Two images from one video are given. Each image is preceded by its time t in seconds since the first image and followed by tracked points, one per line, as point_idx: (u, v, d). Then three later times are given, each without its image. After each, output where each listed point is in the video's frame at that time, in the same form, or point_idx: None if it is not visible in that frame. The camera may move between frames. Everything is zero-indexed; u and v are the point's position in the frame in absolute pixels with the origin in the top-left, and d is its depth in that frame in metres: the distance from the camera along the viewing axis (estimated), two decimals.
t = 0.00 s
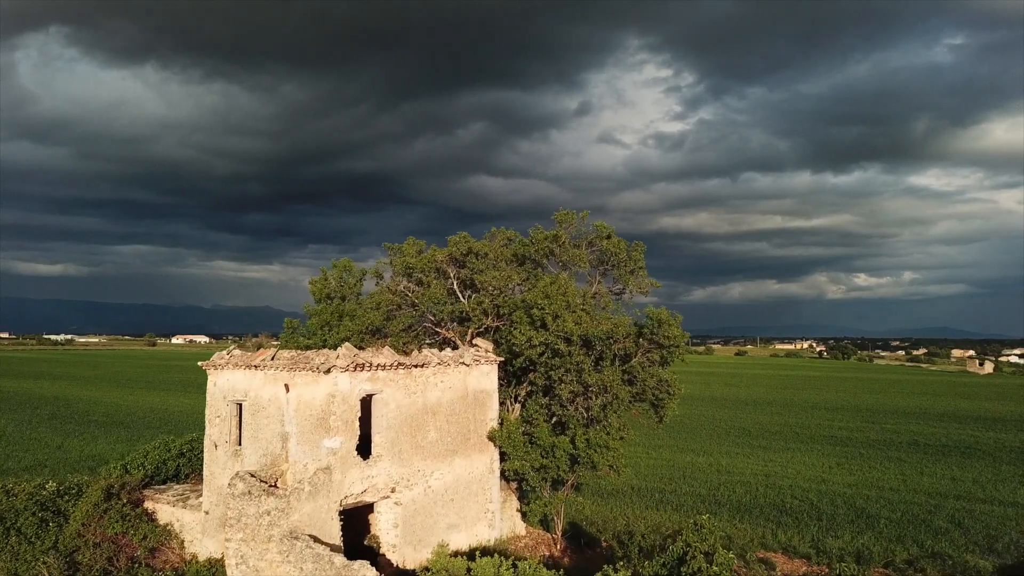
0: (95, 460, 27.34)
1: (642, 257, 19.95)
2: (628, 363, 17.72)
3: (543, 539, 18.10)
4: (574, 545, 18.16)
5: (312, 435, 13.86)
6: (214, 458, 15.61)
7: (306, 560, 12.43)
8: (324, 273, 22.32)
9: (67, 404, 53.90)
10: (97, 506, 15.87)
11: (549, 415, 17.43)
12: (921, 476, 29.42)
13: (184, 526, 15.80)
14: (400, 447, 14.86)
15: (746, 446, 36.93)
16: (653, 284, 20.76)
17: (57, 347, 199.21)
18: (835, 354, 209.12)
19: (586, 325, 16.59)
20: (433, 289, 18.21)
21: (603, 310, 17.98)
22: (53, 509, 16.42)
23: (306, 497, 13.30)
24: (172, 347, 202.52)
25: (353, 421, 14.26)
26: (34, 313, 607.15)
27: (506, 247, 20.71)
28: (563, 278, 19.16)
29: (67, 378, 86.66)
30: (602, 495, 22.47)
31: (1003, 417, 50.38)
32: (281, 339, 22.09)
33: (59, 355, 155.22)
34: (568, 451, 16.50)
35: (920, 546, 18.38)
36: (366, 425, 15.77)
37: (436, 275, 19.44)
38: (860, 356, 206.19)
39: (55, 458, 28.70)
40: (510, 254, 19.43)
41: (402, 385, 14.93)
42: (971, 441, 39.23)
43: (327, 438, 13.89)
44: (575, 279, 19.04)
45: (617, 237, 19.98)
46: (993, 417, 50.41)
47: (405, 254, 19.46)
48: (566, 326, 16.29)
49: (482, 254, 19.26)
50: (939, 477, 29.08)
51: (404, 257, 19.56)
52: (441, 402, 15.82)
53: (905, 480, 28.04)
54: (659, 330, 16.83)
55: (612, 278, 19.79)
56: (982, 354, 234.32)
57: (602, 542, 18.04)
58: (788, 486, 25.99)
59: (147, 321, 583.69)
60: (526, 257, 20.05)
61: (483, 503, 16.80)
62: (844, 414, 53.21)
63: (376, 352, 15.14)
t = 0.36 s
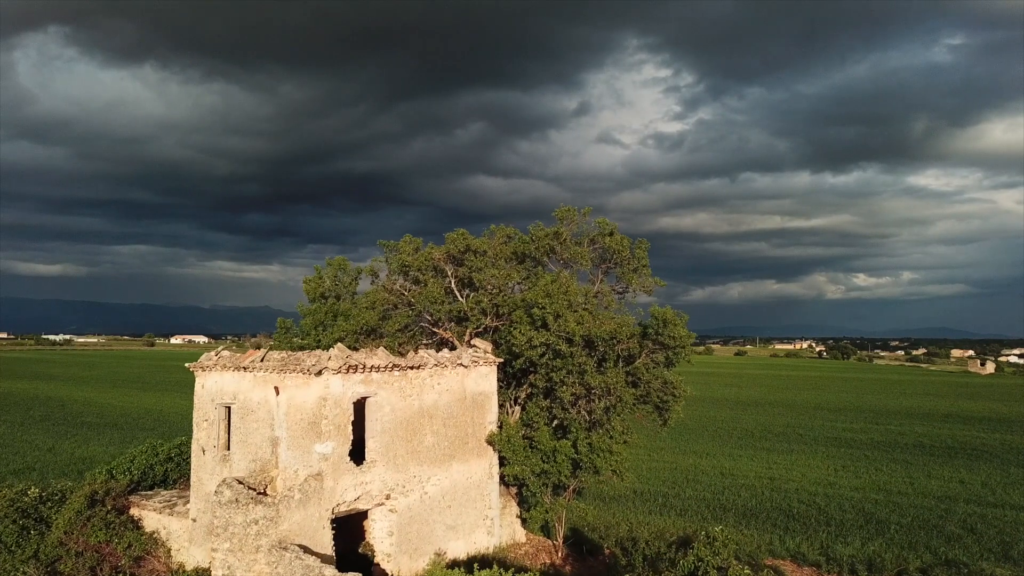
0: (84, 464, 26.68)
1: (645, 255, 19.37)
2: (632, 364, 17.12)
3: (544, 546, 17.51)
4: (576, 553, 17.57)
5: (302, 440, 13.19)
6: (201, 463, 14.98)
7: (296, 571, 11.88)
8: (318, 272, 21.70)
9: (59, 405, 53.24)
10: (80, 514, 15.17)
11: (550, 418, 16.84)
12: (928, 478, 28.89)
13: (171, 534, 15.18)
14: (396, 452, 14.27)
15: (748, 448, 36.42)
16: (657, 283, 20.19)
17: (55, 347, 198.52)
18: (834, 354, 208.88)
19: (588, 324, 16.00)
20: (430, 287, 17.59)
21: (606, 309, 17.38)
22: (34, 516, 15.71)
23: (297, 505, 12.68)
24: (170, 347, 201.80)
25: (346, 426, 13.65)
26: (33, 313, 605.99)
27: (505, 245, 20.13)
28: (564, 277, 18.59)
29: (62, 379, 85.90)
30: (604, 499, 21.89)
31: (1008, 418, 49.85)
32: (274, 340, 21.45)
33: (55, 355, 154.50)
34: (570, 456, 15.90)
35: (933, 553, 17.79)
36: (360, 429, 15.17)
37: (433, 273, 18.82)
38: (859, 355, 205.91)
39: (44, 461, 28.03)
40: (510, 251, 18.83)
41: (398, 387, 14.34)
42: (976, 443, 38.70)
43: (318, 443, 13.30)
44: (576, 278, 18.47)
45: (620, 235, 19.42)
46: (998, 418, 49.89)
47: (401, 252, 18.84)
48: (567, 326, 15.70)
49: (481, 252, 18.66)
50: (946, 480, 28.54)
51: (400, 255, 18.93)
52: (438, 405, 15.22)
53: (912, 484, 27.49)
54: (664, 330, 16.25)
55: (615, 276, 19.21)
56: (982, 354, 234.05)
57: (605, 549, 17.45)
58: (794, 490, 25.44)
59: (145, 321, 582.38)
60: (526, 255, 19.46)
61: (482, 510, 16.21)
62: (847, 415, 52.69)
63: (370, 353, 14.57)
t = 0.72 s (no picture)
0: (75, 469, 26.11)
1: (650, 254, 18.74)
2: (636, 367, 16.51)
3: (545, 556, 16.92)
4: (579, 563, 16.98)
5: (293, 448, 12.65)
6: (188, 471, 14.40)
7: None
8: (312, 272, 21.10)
9: (52, 407, 52.59)
10: (62, 523, 14.62)
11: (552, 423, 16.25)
12: (937, 483, 28.28)
13: (157, 544, 14.60)
14: (391, 459, 13.69)
15: (752, 450, 35.83)
16: (662, 283, 19.56)
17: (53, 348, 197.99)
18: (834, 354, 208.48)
19: (591, 326, 15.41)
20: (427, 287, 16.99)
21: (609, 311, 16.77)
22: (15, 526, 15.12)
23: (286, 516, 12.08)
24: (169, 348, 201.22)
25: (338, 433, 13.04)
26: (31, 313, 605.13)
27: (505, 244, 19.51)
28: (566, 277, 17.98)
29: (58, 380, 85.23)
30: (607, 505, 21.30)
31: (1014, 420, 49.26)
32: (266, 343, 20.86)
33: (53, 356, 153.97)
34: (572, 463, 15.31)
35: (947, 563, 17.19)
36: (354, 435, 14.58)
37: (430, 273, 18.20)
38: (860, 356, 205.60)
39: (34, 466, 27.46)
40: (510, 250, 18.22)
41: (393, 392, 13.78)
42: (984, 446, 38.09)
43: (309, 452, 12.70)
44: (579, 278, 17.84)
45: (624, 233, 18.77)
46: (1004, 420, 49.28)
47: (397, 251, 18.24)
48: (570, 328, 15.13)
49: (480, 252, 18.05)
50: (956, 485, 27.92)
51: (397, 254, 18.32)
52: (434, 410, 14.64)
53: (921, 489, 26.89)
54: (671, 332, 15.65)
55: (618, 276, 18.56)
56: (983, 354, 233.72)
57: (608, 559, 16.84)
58: (800, 495, 24.88)
59: (144, 321, 581.14)
60: (527, 255, 18.84)
61: (481, 519, 15.62)
62: (850, 417, 52.12)
63: (364, 357, 14.02)
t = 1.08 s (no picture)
0: (63, 476, 25.45)
1: (655, 256, 18.12)
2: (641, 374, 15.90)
3: (547, 569, 16.33)
4: None
5: (283, 460, 12.09)
6: (175, 483, 13.79)
7: None
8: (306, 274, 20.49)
9: (47, 409, 52.06)
10: (42, 538, 13.94)
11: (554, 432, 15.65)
12: (945, 489, 27.69)
13: (142, 559, 13.97)
14: (386, 472, 13.09)
15: (755, 454, 35.28)
16: (667, 286, 18.94)
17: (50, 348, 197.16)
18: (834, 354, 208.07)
19: (595, 331, 14.82)
20: (424, 290, 16.38)
21: (613, 315, 16.17)
22: None
23: (274, 534, 11.48)
24: (166, 348, 200.43)
25: (330, 444, 12.44)
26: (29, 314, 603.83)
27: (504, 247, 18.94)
28: (568, 279, 17.40)
29: (55, 381, 84.70)
30: (609, 515, 20.69)
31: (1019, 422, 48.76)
32: (259, 347, 20.26)
33: (49, 357, 153.16)
34: (575, 474, 14.72)
35: None
36: (348, 445, 13.99)
37: (428, 275, 17.57)
38: (859, 356, 205.36)
39: (21, 472, 26.79)
40: (509, 252, 17.61)
41: (388, 402, 13.21)
42: (991, 449, 37.51)
43: (299, 465, 12.10)
44: (581, 281, 17.24)
45: (628, 234, 18.15)
46: (1009, 422, 48.77)
47: (393, 254, 17.62)
48: (573, 333, 14.56)
49: (479, 254, 17.45)
50: (965, 491, 27.34)
51: (393, 256, 17.71)
52: (432, 419, 14.06)
53: (929, 495, 26.31)
54: (677, 337, 15.08)
55: (622, 279, 17.94)
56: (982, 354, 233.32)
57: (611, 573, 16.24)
58: (806, 502, 24.32)
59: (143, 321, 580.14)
60: (527, 257, 18.22)
61: (480, 532, 15.03)
62: (854, 419, 51.58)
63: (358, 365, 13.44)
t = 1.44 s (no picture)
0: (49, 486, 24.74)
1: (660, 261, 17.48)
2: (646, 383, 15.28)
3: None
4: None
5: (271, 478, 11.47)
6: (159, 500, 13.18)
7: None
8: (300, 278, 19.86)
9: (39, 413, 51.35)
10: (21, 558, 13.18)
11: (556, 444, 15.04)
12: (954, 496, 27.13)
13: None
14: (380, 488, 12.49)
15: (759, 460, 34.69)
16: (672, 291, 18.31)
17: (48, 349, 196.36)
18: (835, 355, 207.61)
19: (599, 340, 14.21)
20: (421, 296, 15.78)
21: (617, 322, 15.57)
22: None
23: (261, 556, 10.82)
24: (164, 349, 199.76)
25: (321, 460, 11.82)
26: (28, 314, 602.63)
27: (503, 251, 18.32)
28: (571, 284, 16.79)
29: (51, 383, 83.96)
30: (613, 527, 20.09)
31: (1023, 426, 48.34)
32: (250, 355, 19.65)
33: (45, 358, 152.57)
34: (578, 489, 14.12)
35: None
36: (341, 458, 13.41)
37: (424, 280, 16.95)
38: (859, 356, 205.32)
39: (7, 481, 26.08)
40: (509, 256, 16.99)
41: (383, 414, 12.62)
42: (998, 454, 36.99)
43: (288, 482, 11.45)
44: (584, 286, 16.62)
45: (632, 238, 17.55)
46: (1013, 426, 48.35)
47: (389, 258, 17.02)
48: (576, 342, 13.96)
49: (478, 258, 16.84)
50: (975, 499, 26.77)
51: (388, 261, 17.10)
52: (428, 432, 13.48)
53: (939, 504, 25.73)
54: (684, 346, 14.49)
55: (626, 284, 17.32)
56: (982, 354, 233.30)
57: None
58: (814, 512, 23.75)
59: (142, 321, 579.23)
60: (527, 261, 17.61)
61: (479, 548, 14.42)
62: (857, 422, 51.06)
63: (351, 376, 12.83)
